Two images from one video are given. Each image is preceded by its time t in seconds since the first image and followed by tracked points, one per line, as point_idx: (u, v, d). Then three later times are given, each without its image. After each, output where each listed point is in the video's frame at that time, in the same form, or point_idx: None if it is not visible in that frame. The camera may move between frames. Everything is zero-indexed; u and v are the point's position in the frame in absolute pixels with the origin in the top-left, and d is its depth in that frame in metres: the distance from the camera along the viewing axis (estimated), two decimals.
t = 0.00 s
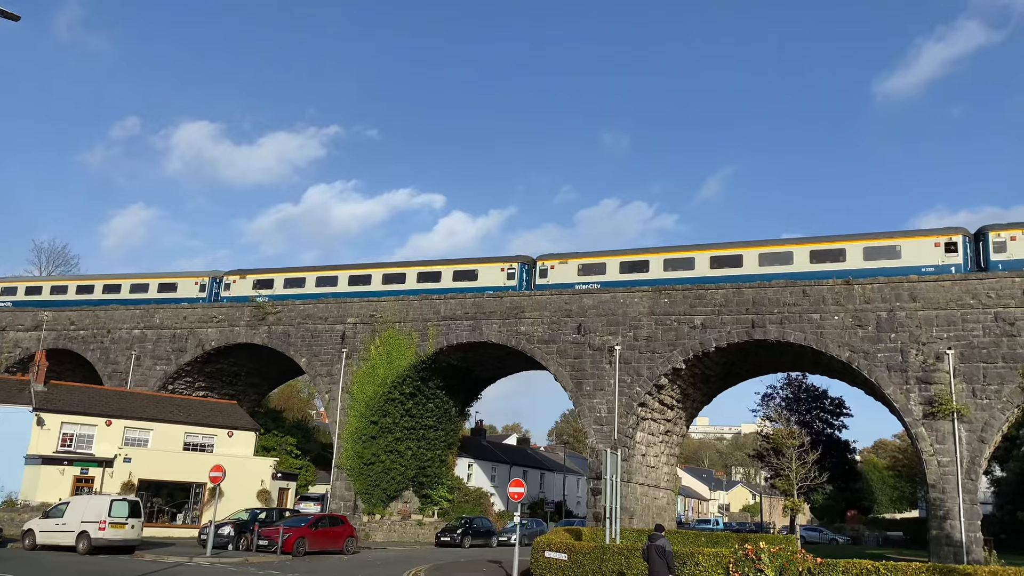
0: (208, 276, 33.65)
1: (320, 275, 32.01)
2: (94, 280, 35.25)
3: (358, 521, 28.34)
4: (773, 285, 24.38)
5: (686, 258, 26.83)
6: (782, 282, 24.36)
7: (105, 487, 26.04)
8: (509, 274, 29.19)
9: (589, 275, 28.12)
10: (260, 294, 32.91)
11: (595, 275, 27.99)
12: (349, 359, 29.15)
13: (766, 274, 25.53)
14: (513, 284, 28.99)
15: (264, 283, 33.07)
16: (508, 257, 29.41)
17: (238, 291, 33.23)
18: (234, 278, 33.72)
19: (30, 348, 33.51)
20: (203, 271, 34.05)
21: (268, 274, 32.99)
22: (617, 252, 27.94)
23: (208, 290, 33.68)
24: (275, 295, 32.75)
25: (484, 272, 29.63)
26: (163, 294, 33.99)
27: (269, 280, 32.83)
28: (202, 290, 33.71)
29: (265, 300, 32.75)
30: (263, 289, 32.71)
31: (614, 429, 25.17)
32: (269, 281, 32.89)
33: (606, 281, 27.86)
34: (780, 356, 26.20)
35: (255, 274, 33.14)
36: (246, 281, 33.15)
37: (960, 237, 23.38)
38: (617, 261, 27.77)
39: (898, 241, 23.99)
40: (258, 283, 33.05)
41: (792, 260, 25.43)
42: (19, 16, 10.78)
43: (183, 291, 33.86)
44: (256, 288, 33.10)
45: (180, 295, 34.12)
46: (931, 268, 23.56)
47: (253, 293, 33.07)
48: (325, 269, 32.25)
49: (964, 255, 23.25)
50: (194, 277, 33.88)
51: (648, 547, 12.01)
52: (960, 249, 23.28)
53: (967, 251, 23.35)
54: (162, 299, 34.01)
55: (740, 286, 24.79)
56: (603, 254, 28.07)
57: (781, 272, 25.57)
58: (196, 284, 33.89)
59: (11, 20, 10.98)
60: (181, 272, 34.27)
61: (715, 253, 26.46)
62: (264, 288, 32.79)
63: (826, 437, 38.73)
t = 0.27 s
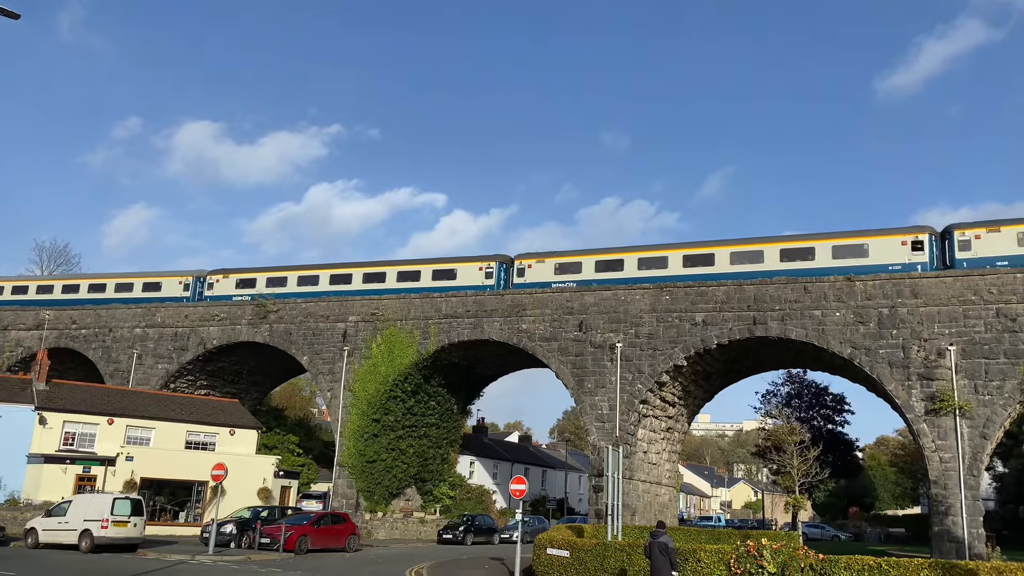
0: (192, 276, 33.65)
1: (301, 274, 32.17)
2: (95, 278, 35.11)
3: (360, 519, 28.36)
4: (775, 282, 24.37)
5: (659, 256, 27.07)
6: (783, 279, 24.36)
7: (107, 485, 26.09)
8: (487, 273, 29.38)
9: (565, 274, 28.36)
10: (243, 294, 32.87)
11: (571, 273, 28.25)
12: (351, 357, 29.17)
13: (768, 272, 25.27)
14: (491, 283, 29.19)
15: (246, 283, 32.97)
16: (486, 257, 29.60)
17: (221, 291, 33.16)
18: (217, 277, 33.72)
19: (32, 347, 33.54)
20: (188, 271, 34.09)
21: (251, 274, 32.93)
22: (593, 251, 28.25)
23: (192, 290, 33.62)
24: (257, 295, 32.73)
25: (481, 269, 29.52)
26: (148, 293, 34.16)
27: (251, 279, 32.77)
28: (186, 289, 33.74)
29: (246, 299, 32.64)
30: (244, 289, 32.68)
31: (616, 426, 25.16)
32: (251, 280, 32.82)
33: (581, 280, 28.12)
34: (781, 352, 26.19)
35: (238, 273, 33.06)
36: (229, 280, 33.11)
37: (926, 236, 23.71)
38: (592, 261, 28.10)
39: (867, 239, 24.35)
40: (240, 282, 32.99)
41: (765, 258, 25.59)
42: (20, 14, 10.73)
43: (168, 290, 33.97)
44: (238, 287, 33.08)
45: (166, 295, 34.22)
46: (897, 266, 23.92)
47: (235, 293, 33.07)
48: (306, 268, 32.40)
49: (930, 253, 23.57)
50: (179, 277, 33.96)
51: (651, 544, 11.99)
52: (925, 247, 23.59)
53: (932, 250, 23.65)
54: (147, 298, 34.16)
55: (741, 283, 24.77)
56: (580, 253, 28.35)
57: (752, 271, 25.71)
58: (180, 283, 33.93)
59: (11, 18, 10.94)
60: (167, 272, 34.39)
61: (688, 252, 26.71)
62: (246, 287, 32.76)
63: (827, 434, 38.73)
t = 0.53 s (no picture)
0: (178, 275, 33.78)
1: (286, 273, 32.36)
2: (83, 277, 35.49)
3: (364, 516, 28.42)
4: (778, 278, 24.34)
5: (636, 254, 27.25)
6: (786, 274, 24.32)
7: (111, 483, 26.15)
8: (467, 272, 29.50)
9: (544, 272, 28.60)
10: (227, 292, 33.03)
11: (550, 271, 28.48)
12: (354, 355, 29.17)
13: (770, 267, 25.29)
14: (472, 281, 29.30)
15: (231, 281, 33.08)
16: (466, 255, 29.73)
17: (205, 289, 33.32)
18: (201, 276, 33.88)
19: (36, 346, 33.61)
20: (174, 270, 34.23)
21: (235, 273, 33.10)
22: (571, 249, 28.43)
23: (178, 288, 33.82)
24: (241, 293, 32.90)
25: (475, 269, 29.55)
26: (135, 292, 34.48)
27: (235, 278, 32.94)
28: (172, 288, 33.89)
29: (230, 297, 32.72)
30: (229, 288, 32.89)
31: (619, 422, 25.16)
32: (236, 279, 32.99)
33: (559, 278, 28.34)
34: (784, 348, 26.17)
35: (224, 272, 33.23)
36: (214, 279, 33.24)
37: (896, 234, 24.01)
38: (570, 259, 28.30)
39: (839, 237, 24.70)
40: (225, 281, 33.18)
41: (739, 256, 25.82)
42: (20, 13, 10.64)
43: (155, 289, 34.20)
44: (222, 286, 33.27)
45: (151, 293, 34.47)
46: (868, 263, 24.29)
47: (220, 291, 33.23)
48: (290, 267, 32.59)
49: (899, 251, 23.92)
50: (165, 276, 34.12)
51: (654, 539, 11.99)
52: (895, 244, 23.92)
53: (902, 247, 23.98)
54: (133, 297, 34.47)
55: (744, 279, 24.74)
56: (559, 252, 28.57)
57: (725, 268, 25.93)
58: (166, 282, 34.12)
59: (12, 17, 10.90)
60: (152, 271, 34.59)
61: (663, 250, 26.90)
62: (231, 286, 32.94)
63: (831, 430, 38.74)
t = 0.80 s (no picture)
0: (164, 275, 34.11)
1: (271, 272, 32.66)
2: (71, 278, 35.77)
3: (368, 514, 28.50)
4: (780, 275, 24.36)
5: (614, 253, 27.65)
6: (789, 271, 24.33)
7: (115, 482, 26.35)
8: (449, 271, 29.92)
9: (524, 271, 28.98)
10: (214, 291, 33.43)
11: (530, 270, 28.87)
12: (357, 353, 29.24)
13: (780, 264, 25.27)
14: (453, 280, 29.77)
15: (218, 281, 33.54)
16: (448, 255, 30.16)
17: (192, 289, 33.64)
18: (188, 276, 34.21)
19: (40, 346, 33.71)
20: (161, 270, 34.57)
21: (221, 273, 33.50)
22: (550, 249, 28.81)
23: (166, 288, 34.13)
24: (227, 293, 33.24)
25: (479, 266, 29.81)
26: (122, 292, 34.76)
27: (222, 278, 33.33)
28: (160, 287, 34.19)
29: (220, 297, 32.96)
30: (216, 287, 33.27)
31: (622, 419, 25.20)
32: (222, 279, 33.42)
33: (539, 277, 28.74)
34: (787, 345, 26.18)
35: (211, 272, 33.65)
36: (201, 279, 33.65)
37: (866, 233, 24.45)
38: (550, 258, 28.67)
39: (810, 236, 25.12)
40: (211, 280, 33.59)
41: (713, 255, 26.31)
42: (23, 15, 10.61)
43: (143, 289, 34.45)
44: (209, 285, 33.66)
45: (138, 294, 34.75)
46: (839, 261, 24.62)
47: (207, 291, 33.61)
48: (275, 267, 32.94)
49: (870, 249, 24.38)
50: (152, 276, 34.45)
51: (658, 536, 12.02)
52: (865, 243, 24.38)
53: (873, 246, 24.47)
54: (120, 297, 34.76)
55: (747, 276, 24.75)
56: (538, 251, 28.95)
57: (699, 267, 26.41)
58: (154, 282, 34.43)
59: (14, 19, 10.87)
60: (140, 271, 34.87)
61: (640, 249, 27.36)
62: (217, 286, 33.34)
63: (834, 426, 38.77)
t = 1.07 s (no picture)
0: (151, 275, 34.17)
1: (255, 272, 32.53)
2: (59, 278, 35.80)
3: (372, 512, 28.53)
4: (784, 272, 24.29)
5: (590, 254, 27.58)
6: (793, 268, 24.27)
7: (121, 481, 26.31)
8: (429, 270, 29.72)
9: (503, 270, 28.81)
10: (199, 291, 33.43)
11: (509, 269, 28.68)
12: (361, 351, 29.26)
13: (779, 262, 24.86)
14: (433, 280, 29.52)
15: (202, 281, 33.53)
16: (428, 254, 29.97)
17: (178, 288, 33.64)
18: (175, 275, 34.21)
19: (45, 345, 33.79)
20: (149, 270, 34.63)
21: (207, 273, 33.54)
22: (530, 248, 28.71)
23: (152, 288, 34.16)
24: (212, 293, 33.27)
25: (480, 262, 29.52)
26: (108, 292, 34.80)
27: (207, 278, 33.38)
28: (146, 287, 34.32)
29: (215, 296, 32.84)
30: (201, 287, 33.30)
31: (626, 417, 25.16)
32: (207, 279, 33.45)
33: (518, 276, 28.57)
34: (792, 342, 26.13)
35: (196, 272, 33.62)
36: (186, 279, 33.63)
37: (836, 232, 24.29)
38: (527, 257, 28.57)
39: (782, 236, 25.05)
40: (197, 280, 33.56)
41: (686, 254, 26.22)
42: (26, 14, 10.57)
43: (129, 289, 34.55)
44: (195, 285, 33.65)
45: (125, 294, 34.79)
46: (809, 261, 24.54)
47: (193, 290, 33.58)
48: (258, 267, 32.79)
49: (839, 249, 24.23)
50: (139, 276, 34.51)
51: (662, 534, 12.00)
52: (835, 243, 24.23)
53: (843, 246, 24.33)
54: (107, 297, 34.84)
55: (751, 273, 24.69)
56: (518, 250, 28.80)
57: (673, 267, 26.31)
58: (141, 282, 34.47)
59: (17, 18, 10.83)
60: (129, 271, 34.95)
61: (617, 249, 27.28)
62: (202, 285, 33.38)
63: (839, 424, 38.69)
